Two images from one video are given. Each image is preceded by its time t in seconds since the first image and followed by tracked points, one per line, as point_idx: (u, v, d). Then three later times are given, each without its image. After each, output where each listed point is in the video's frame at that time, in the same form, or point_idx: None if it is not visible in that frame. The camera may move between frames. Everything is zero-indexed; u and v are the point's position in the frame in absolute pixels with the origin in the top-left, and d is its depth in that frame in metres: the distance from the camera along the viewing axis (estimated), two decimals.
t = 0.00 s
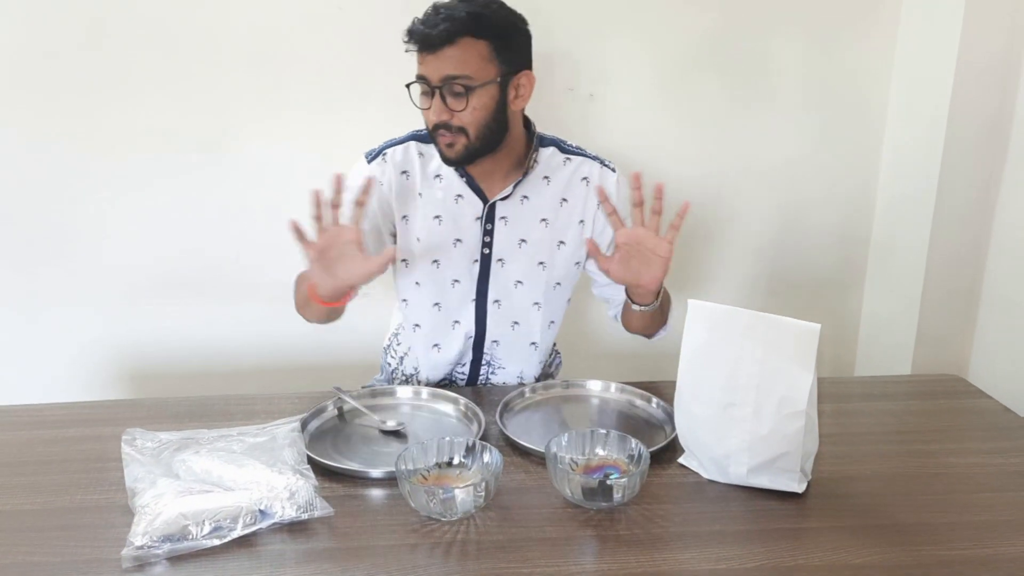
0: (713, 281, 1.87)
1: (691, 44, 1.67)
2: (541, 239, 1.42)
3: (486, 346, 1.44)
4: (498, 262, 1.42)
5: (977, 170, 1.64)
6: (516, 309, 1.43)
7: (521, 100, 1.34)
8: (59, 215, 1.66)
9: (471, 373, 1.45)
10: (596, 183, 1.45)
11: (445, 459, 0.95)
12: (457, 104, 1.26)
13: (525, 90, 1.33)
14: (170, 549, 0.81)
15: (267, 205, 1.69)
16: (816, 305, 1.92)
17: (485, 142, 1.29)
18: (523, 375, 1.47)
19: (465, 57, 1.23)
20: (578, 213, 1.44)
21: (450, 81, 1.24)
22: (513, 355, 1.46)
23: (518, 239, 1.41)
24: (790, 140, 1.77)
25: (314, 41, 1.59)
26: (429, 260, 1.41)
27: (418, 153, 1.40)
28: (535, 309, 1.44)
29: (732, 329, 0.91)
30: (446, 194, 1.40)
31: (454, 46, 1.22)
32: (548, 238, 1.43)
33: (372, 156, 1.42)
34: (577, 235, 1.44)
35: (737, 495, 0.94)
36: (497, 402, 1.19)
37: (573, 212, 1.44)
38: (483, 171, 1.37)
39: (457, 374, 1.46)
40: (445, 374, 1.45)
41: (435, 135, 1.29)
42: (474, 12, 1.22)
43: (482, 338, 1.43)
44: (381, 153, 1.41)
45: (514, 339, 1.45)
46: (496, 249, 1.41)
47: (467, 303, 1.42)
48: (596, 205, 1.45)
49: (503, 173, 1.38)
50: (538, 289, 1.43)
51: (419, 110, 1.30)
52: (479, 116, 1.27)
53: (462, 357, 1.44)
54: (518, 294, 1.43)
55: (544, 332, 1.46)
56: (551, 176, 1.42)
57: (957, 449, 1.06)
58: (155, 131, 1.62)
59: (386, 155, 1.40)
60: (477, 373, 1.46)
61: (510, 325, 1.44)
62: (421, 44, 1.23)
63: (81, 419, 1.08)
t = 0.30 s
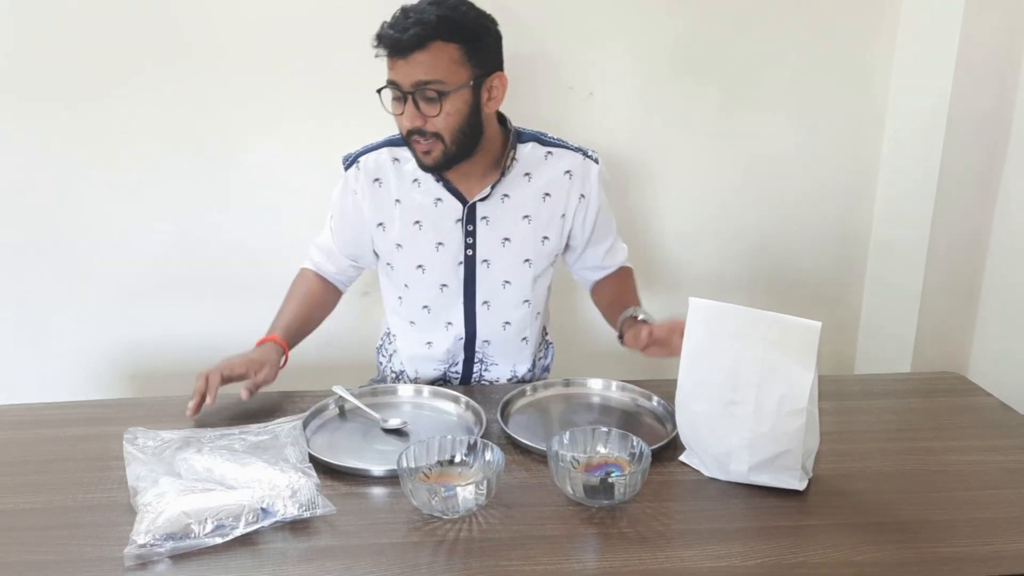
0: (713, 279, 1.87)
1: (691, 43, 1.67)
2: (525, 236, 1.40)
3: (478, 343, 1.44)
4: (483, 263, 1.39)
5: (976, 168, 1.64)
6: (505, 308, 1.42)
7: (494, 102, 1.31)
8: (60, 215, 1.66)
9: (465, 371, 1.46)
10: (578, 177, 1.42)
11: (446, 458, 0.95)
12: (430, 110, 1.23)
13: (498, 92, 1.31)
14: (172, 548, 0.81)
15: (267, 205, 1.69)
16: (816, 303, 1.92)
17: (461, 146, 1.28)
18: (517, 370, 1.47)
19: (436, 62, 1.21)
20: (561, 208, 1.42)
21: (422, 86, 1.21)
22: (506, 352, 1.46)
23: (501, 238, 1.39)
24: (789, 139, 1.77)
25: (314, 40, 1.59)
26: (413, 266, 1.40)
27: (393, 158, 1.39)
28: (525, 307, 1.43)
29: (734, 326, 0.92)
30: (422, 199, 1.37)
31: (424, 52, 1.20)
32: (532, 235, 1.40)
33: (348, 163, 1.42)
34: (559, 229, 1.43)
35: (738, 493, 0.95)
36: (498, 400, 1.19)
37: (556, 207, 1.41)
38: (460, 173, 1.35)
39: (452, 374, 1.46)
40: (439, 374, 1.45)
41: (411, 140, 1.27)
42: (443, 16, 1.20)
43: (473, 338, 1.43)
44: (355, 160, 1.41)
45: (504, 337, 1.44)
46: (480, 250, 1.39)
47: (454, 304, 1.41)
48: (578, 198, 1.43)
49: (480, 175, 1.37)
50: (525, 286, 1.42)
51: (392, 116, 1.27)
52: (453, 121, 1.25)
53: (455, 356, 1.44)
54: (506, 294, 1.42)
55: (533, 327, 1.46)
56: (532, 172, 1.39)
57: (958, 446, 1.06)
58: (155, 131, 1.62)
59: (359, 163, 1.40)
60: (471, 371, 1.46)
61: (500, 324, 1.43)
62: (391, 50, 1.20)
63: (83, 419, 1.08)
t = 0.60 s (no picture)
0: (713, 279, 1.87)
1: (691, 42, 1.67)
2: (514, 238, 1.40)
3: (475, 344, 1.44)
4: (473, 267, 1.39)
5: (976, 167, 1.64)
6: (497, 310, 1.42)
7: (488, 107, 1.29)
8: (59, 214, 1.66)
9: (462, 370, 1.46)
10: (567, 176, 1.42)
11: (446, 457, 0.95)
12: (447, 128, 1.18)
13: (494, 97, 1.28)
14: (174, 547, 0.81)
15: (268, 203, 1.69)
16: (816, 302, 1.92)
17: (472, 157, 1.25)
18: (513, 366, 1.48)
19: (453, 79, 1.15)
20: (550, 208, 1.42)
21: (440, 106, 1.16)
22: (500, 352, 1.46)
23: (490, 241, 1.39)
24: (789, 137, 1.77)
25: (313, 37, 1.58)
26: (403, 270, 1.40)
27: (376, 161, 1.38)
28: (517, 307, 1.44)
29: (735, 324, 0.92)
30: (411, 203, 1.37)
31: (442, 70, 1.13)
32: (522, 236, 1.41)
33: (333, 165, 1.41)
34: (549, 229, 1.43)
35: (740, 492, 0.95)
36: (498, 399, 1.19)
37: (545, 207, 1.41)
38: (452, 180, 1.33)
39: (448, 373, 1.46)
40: (436, 373, 1.46)
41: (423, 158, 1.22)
42: (454, 31, 1.14)
43: (468, 340, 1.43)
44: (339, 163, 1.40)
45: (499, 336, 1.45)
46: (470, 253, 1.39)
47: (446, 306, 1.41)
48: (567, 197, 1.43)
49: (470, 181, 1.35)
50: (515, 288, 1.42)
51: (401, 134, 1.20)
52: (469, 135, 1.21)
53: (449, 356, 1.45)
54: (499, 296, 1.42)
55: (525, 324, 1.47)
56: (521, 173, 1.39)
57: (957, 445, 1.06)
58: (155, 129, 1.62)
59: (343, 167, 1.39)
60: (467, 369, 1.46)
61: (493, 326, 1.43)
62: (405, 71, 1.12)
63: (84, 418, 1.08)
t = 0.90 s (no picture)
0: (712, 277, 1.87)
1: (690, 42, 1.67)
2: (514, 235, 1.40)
3: (475, 343, 1.44)
4: (473, 264, 1.39)
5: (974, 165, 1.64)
6: (498, 308, 1.42)
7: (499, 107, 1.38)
8: (59, 213, 1.66)
9: (462, 369, 1.46)
10: (562, 170, 1.42)
11: (446, 456, 0.95)
12: (506, 111, 1.25)
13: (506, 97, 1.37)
14: (174, 546, 0.81)
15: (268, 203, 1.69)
16: (815, 301, 1.92)
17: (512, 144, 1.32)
18: (513, 366, 1.48)
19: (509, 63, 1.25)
20: (548, 203, 1.42)
21: (504, 88, 1.23)
22: (501, 350, 1.46)
23: (490, 238, 1.39)
24: (788, 137, 1.77)
25: (313, 37, 1.58)
26: (402, 269, 1.40)
27: (372, 160, 1.38)
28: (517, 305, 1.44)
29: (735, 323, 0.91)
30: (409, 202, 1.37)
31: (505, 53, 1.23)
32: (522, 232, 1.40)
33: (329, 165, 1.41)
34: (548, 225, 1.42)
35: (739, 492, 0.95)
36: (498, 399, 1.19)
37: (543, 202, 1.41)
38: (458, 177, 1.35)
39: (449, 373, 1.46)
40: (436, 373, 1.46)
41: (486, 146, 1.25)
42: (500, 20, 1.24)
43: (468, 338, 1.43)
44: (336, 163, 1.40)
45: (499, 335, 1.45)
46: (470, 251, 1.39)
47: (447, 304, 1.42)
48: (563, 192, 1.42)
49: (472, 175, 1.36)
50: (516, 284, 1.42)
51: (467, 123, 1.23)
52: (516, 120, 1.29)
53: (449, 355, 1.45)
54: (500, 293, 1.41)
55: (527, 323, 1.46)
56: (517, 168, 1.39)
57: (957, 444, 1.06)
58: (154, 129, 1.61)
59: (339, 167, 1.39)
60: (468, 369, 1.46)
61: (493, 325, 1.43)
62: (479, 52, 1.18)
63: (84, 417, 1.08)
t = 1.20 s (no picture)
0: (712, 277, 1.87)
1: (690, 42, 1.67)
2: (518, 226, 1.40)
3: (479, 339, 1.44)
4: (479, 256, 1.39)
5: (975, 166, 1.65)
6: (502, 296, 1.43)
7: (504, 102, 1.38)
8: (59, 214, 1.66)
9: (467, 368, 1.46)
10: (567, 158, 1.41)
11: (446, 456, 0.95)
12: (508, 101, 1.26)
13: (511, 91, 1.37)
14: (175, 546, 0.81)
15: (268, 203, 1.69)
16: (814, 300, 1.92)
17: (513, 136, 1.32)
18: (517, 361, 1.45)
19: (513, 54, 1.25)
20: (553, 191, 1.41)
21: (507, 78, 1.24)
22: (505, 343, 1.46)
23: (495, 229, 1.39)
24: (788, 137, 1.77)
25: (313, 37, 1.58)
26: (408, 261, 1.40)
27: (380, 154, 1.39)
28: (521, 291, 1.44)
29: (735, 323, 0.91)
30: (415, 196, 1.38)
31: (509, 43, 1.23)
32: (526, 221, 1.40)
33: (337, 160, 1.41)
34: (553, 214, 1.42)
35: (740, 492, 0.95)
36: (499, 398, 1.19)
37: (548, 191, 1.41)
38: (461, 169, 1.35)
39: (453, 370, 1.46)
40: (441, 371, 1.46)
41: (486, 134, 1.25)
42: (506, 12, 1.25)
43: (474, 331, 1.43)
44: (344, 157, 1.40)
45: (504, 325, 1.45)
46: (475, 242, 1.39)
47: (452, 296, 1.42)
48: (569, 179, 1.41)
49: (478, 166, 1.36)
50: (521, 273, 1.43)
51: (466, 109, 1.23)
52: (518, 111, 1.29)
53: (455, 350, 1.45)
54: (504, 283, 1.42)
55: (532, 314, 1.45)
56: (520, 159, 1.39)
57: (957, 443, 1.06)
58: (154, 129, 1.61)
59: (347, 161, 1.40)
60: (473, 367, 1.46)
61: (499, 313, 1.44)
62: (481, 41, 1.19)
63: (85, 418, 1.08)
